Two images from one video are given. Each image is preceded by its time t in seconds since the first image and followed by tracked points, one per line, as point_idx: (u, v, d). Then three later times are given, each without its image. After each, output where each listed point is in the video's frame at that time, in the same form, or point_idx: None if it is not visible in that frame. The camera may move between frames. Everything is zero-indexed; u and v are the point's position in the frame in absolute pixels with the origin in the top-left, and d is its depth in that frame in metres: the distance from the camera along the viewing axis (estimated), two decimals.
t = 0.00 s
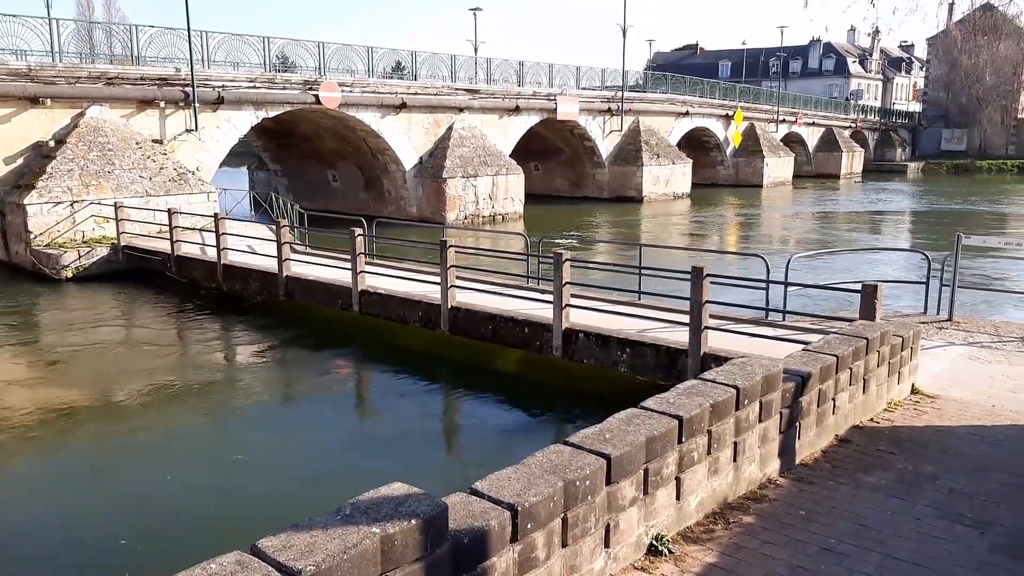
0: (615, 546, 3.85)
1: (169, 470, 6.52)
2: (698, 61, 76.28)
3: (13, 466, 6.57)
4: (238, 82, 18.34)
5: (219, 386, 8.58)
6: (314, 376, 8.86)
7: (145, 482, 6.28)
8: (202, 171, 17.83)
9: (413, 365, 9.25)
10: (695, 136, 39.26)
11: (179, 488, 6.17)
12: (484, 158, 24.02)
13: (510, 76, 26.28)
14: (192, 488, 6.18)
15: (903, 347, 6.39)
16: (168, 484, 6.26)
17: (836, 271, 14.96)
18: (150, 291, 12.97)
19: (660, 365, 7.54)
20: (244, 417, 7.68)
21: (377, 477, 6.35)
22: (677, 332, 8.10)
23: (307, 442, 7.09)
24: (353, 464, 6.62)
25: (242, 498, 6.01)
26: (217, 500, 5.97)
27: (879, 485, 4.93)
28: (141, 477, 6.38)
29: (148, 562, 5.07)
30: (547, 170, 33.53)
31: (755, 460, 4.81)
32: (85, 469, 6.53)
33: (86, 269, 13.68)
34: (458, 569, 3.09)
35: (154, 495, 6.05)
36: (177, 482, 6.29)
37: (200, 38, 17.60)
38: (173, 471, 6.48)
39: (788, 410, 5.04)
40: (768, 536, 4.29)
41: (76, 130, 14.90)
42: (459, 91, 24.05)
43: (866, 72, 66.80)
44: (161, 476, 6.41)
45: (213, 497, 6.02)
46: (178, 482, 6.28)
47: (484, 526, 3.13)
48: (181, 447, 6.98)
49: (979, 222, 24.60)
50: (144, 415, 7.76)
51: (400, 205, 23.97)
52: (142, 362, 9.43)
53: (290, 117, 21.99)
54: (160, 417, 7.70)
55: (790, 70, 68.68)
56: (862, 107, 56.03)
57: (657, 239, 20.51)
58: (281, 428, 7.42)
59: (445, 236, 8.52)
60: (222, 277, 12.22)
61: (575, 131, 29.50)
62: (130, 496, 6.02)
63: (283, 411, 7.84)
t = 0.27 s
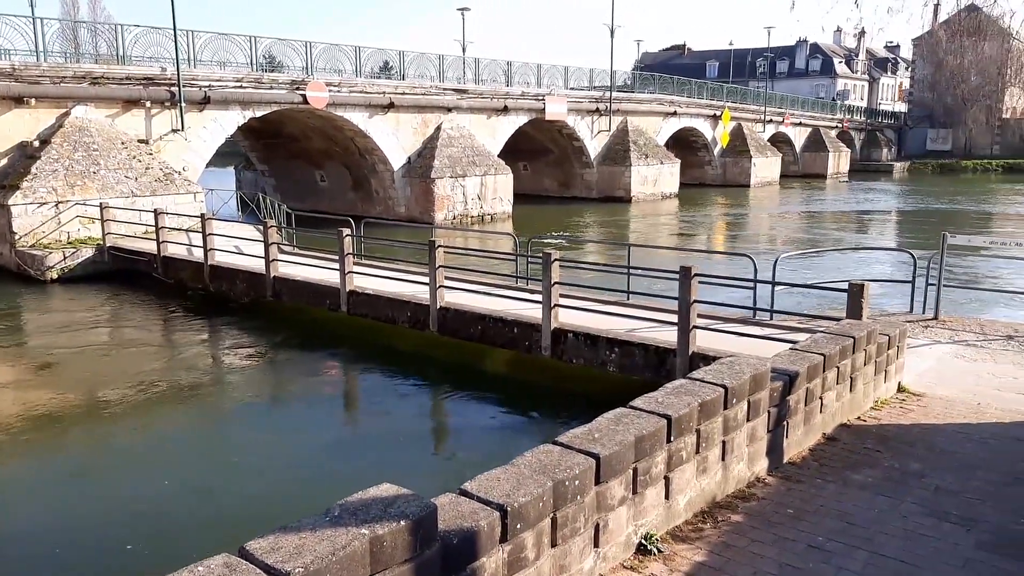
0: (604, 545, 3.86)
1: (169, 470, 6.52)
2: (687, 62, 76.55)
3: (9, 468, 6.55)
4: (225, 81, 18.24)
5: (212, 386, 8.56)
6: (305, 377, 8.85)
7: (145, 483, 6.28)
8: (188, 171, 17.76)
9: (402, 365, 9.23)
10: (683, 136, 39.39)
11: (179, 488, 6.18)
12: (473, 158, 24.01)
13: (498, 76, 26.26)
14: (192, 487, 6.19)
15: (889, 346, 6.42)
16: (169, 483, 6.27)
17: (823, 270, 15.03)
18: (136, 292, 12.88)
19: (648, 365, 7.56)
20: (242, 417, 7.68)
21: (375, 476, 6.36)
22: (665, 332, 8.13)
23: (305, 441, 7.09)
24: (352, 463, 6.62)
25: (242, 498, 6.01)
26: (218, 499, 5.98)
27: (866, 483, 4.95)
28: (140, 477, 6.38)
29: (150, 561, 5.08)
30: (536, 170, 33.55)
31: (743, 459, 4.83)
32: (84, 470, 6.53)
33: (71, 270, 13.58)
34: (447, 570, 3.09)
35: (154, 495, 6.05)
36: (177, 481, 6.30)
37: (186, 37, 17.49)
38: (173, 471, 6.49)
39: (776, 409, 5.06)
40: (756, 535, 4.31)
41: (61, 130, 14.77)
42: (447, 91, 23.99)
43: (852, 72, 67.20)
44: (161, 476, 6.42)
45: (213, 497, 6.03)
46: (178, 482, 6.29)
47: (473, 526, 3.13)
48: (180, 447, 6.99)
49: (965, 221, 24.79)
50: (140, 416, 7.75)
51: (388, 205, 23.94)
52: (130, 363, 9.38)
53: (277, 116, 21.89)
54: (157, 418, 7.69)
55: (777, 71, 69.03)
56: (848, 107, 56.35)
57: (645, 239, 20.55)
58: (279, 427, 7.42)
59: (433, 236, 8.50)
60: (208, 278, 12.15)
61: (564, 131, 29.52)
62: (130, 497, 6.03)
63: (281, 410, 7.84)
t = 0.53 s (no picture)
0: (593, 545, 3.86)
1: (168, 470, 6.52)
2: (674, 63, 76.84)
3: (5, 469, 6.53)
4: (211, 82, 18.15)
5: (204, 387, 8.53)
6: (296, 378, 8.83)
7: (144, 483, 6.28)
8: (175, 172, 17.66)
9: (389, 367, 9.20)
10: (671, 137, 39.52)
11: (178, 488, 6.18)
12: (461, 159, 24.00)
13: (486, 77, 26.25)
14: (191, 488, 6.20)
15: (875, 345, 6.46)
16: (167, 484, 6.27)
17: (810, 271, 15.11)
18: (122, 294, 12.78)
19: (637, 365, 7.57)
20: (240, 417, 7.69)
21: (374, 476, 6.38)
22: (654, 332, 8.14)
23: (303, 442, 7.10)
24: (351, 463, 6.64)
25: (241, 497, 6.02)
26: (217, 499, 5.99)
27: (853, 482, 4.98)
28: (139, 478, 6.38)
29: (150, 561, 5.10)
30: (524, 170, 33.56)
31: (730, 459, 4.84)
32: (83, 470, 6.53)
33: (55, 271, 13.41)
34: (436, 572, 3.08)
35: (154, 495, 6.06)
36: (176, 482, 6.30)
37: (173, 37, 17.39)
38: (172, 472, 6.49)
39: (763, 408, 5.08)
40: (745, 534, 4.32)
41: (45, 130, 14.67)
42: (435, 92, 23.95)
43: (838, 74, 67.64)
44: (160, 476, 6.42)
45: (213, 496, 6.05)
46: (176, 482, 6.30)
47: (462, 527, 3.12)
48: (179, 447, 6.99)
49: (950, 222, 24.97)
50: (135, 417, 7.73)
51: (376, 206, 23.89)
52: (118, 365, 9.31)
53: (264, 117, 21.80)
54: (153, 418, 7.69)
55: (764, 72, 69.41)
56: (834, 108, 56.71)
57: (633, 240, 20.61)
58: (278, 427, 7.44)
59: (422, 237, 8.48)
60: (195, 279, 12.07)
61: (552, 132, 29.55)
62: (130, 497, 6.03)
63: (279, 411, 7.85)
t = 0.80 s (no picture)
0: (582, 546, 3.86)
1: (165, 470, 6.53)
2: (661, 64, 77.00)
3: None
4: (197, 82, 18.05)
5: (195, 389, 8.49)
6: (286, 379, 8.81)
7: (143, 483, 6.29)
8: (161, 173, 17.54)
9: (378, 369, 9.18)
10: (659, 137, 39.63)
11: (178, 488, 6.19)
12: (449, 159, 23.97)
13: (475, 77, 26.23)
14: (191, 488, 6.20)
15: (862, 344, 6.50)
16: (166, 483, 6.28)
17: (798, 270, 15.18)
18: (108, 295, 12.67)
19: (625, 365, 7.58)
20: (237, 418, 7.69)
21: (372, 476, 6.39)
22: (642, 332, 8.16)
23: (301, 441, 7.11)
24: (349, 462, 6.66)
25: (241, 497, 6.03)
26: (217, 499, 6.00)
27: (841, 481, 5.01)
28: (136, 478, 6.39)
29: (150, 560, 5.11)
30: (512, 171, 33.56)
31: (719, 458, 4.86)
32: (81, 471, 6.52)
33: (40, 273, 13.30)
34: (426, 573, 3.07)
35: (153, 495, 6.07)
36: (175, 482, 6.31)
37: (158, 37, 17.28)
38: (170, 472, 6.50)
39: (751, 408, 5.10)
40: (734, 534, 4.34)
41: (30, 131, 14.55)
42: (423, 92, 23.86)
43: (824, 75, 68.05)
44: (159, 476, 6.42)
45: (212, 496, 6.06)
46: (176, 482, 6.30)
47: (451, 529, 3.11)
48: (176, 448, 7.00)
49: (935, 221, 25.15)
50: (128, 419, 7.70)
51: (365, 207, 23.83)
52: (105, 367, 9.26)
53: (251, 117, 21.69)
54: (148, 420, 7.67)
55: (751, 73, 69.75)
56: (821, 109, 57.04)
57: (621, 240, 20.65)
58: (275, 427, 7.44)
59: (410, 238, 8.46)
60: (182, 281, 11.99)
61: (540, 132, 29.56)
62: (129, 497, 6.04)
63: (276, 411, 7.86)
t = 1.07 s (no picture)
0: (572, 546, 3.86)
1: (162, 470, 6.54)
2: (649, 65, 77.15)
3: None
4: (184, 82, 17.96)
5: (186, 391, 8.47)
6: (276, 380, 8.78)
7: (140, 484, 6.31)
8: (147, 173, 17.43)
9: (366, 371, 9.17)
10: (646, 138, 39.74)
11: (175, 488, 6.20)
12: (438, 159, 23.95)
13: (463, 78, 26.22)
14: (189, 488, 6.22)
15: (848, 344, 6.54)
16: (164, 483, 6.29)
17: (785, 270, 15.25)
18: (94, 297, 12.58)
19: (614, 364, 7.59)
20: (233, 418, 7.69)
21: (370, 476, 6.42)
22: (631, 333, 8.17)
23: (298, 441, 7.13)
24: (345, 461, 6.69)
25: (239, 497, 6.06)
26: (216, 499, 6.02)
27: (829, 480, 5.03)
28: (134, 478, 6.40)
29: (150, 560, 5.13)
30: (501, 172, 33.56)
31: (707, 458, 4.87)
32: (78, 472, 6.52)
33: (25, 275, 13.21)
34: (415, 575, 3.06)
35: (152, 495, 6.08)
36: (174, 482, 6.32)
37: (144, 37, 17.18)
38: (167, 472, 6.50)
39: (739, 407, 5.11)
40: (722, 532, 4.35)
41: (14, 131, 14.42)
42: (411, 93, 23.84)
43: (810, 76, 68.44)
44: (157, 477, 6.43)
45: (210, 496, 6.07)
46: (174, 482, 6.31)
47: (440, 530, 3.10)
48: (173, 448, 7.00)
49: (921, 221, 25.33)
50: (121, 420, 7.68)
51: (353, 208, 23.76)
52: (94, 369, 9.20)
53: (238, 117, 21.59)
54: (141, 421, 7.65)
55: (738, 74, 70.08)
56: (807, 109, 57.37)
57: (610, 240, 20.69)
58: (272, 427, 7.45)
59: (398, 238, 8.44)
60: (168, 282, 11.91)
61: (529, 133, 29.57)
62: (127, 497, 6.06)
63: (271, 411, 7.87)
